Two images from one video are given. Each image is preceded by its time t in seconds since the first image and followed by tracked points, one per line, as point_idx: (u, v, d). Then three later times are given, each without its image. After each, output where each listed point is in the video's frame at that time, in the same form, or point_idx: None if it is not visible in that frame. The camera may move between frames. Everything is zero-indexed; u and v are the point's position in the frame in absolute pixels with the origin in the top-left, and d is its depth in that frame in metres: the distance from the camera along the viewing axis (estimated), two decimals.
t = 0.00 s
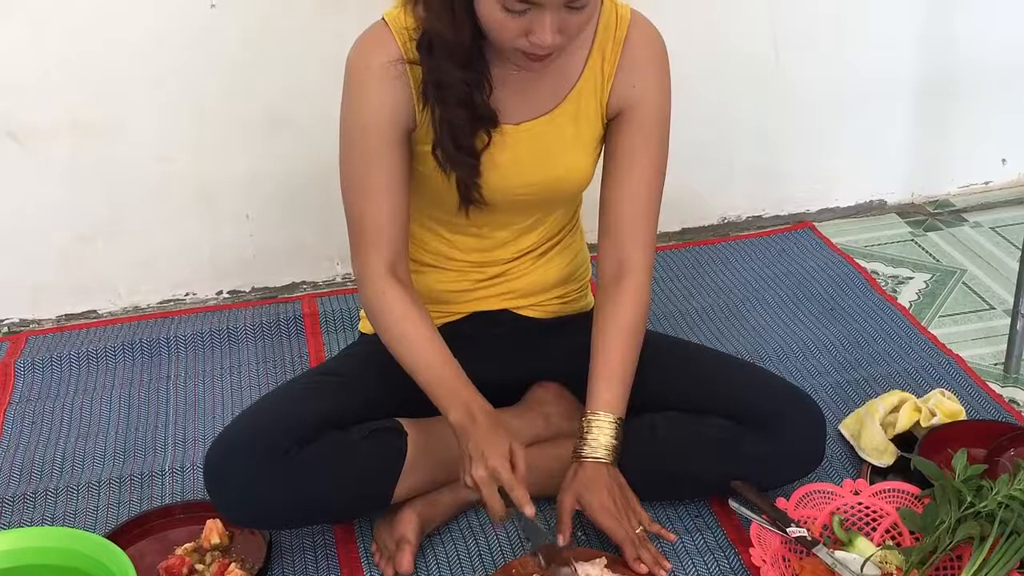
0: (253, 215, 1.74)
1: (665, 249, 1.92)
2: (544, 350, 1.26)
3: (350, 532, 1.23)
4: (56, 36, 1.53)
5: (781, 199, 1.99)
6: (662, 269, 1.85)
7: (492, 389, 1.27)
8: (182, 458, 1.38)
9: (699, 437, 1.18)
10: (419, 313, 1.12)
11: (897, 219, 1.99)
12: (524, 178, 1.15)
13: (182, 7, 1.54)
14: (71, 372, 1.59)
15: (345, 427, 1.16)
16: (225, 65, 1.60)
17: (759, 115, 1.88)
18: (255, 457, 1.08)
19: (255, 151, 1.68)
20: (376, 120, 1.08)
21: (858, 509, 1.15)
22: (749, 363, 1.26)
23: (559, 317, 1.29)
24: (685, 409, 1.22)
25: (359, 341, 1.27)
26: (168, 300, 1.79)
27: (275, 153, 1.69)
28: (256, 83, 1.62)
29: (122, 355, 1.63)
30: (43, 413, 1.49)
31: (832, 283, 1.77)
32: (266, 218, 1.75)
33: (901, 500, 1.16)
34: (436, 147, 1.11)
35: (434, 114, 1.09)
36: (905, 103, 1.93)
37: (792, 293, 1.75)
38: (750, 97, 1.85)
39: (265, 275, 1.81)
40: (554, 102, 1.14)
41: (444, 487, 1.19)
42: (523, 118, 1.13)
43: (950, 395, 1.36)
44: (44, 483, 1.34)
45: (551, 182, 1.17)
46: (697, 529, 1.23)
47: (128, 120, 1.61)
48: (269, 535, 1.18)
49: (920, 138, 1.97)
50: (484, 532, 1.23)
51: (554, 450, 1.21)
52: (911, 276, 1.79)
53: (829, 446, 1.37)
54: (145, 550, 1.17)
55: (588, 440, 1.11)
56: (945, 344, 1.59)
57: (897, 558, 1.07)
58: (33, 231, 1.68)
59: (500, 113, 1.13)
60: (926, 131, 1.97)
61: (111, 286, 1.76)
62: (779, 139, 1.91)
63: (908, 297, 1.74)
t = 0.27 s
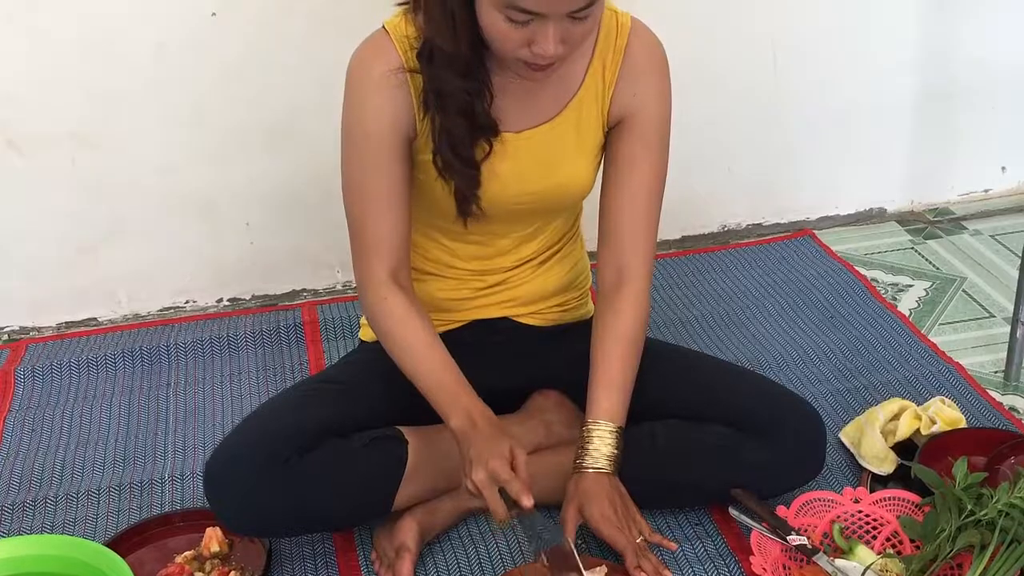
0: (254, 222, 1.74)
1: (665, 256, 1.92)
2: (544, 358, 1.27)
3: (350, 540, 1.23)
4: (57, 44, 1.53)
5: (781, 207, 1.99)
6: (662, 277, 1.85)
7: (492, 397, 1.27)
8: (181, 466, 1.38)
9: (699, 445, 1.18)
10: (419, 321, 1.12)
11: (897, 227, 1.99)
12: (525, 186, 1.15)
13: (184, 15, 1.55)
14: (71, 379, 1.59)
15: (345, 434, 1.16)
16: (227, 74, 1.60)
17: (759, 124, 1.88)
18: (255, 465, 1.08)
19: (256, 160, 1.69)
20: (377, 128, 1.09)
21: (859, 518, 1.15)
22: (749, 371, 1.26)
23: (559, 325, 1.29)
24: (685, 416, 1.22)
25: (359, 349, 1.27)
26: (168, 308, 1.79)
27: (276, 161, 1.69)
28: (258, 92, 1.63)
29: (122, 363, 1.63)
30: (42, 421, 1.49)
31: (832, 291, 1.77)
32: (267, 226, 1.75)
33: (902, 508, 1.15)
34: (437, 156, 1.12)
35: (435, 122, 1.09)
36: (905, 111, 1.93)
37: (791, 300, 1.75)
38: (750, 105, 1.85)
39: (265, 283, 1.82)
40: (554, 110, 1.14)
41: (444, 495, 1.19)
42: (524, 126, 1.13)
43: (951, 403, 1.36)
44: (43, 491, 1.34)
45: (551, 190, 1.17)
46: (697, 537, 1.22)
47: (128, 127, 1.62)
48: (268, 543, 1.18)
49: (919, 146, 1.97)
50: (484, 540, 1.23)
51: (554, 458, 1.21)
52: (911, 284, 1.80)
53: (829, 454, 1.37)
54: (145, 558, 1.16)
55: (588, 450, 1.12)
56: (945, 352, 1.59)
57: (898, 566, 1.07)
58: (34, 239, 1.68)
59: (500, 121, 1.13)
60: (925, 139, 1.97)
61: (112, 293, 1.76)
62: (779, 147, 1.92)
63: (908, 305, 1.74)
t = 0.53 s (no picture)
0: (254, 229, 1.75)
1: (665, 263, 1.93)
2: (545, 365, 1.27)
3: (350, 547, 1.23)
4: (58, 51, 1.53)
5: (781, 214, 1.99)
6: (662, 283, 1.86)
7: (492, 404, 1.27)
8: (181, 473, 1.38)
9: (699, 451, 1.18)
10: (419, 328, 1.12)
11: (897, 234, 2.00)
12: (525, 193, 1.15)
13: (184, 23, 1.55)
14: (71, 387, 1.59)
15: (345, 441, 1.16)
16: (228, 81, 1.61)
17: (759, 131, 1.88)
18: (255, 473, 1.08)
19: (257, 168, 1.69)
20: (377, 136, 1.09)
21: (860, 525, 1.14)
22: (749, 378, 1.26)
23: (559, 331, 1.29)
24: (685, 423, 1.22)
25: (359, 355, 1.27)
26: (168, 315, 1.80)
27: (277, 169, 1.70)
28: (258, 99, 1.63)
29: (123, 370, 1.63)
30: (43, 428, 1.49)
31: (832, 298, 1.77)
32: (267, 233, 1.76)
33: (902, 516, 1.16)
34: (437, 163, 1.12)
35: (435, 130, 1.10)
36: (905, 119, 1.94)
37: (791, 307, 1.75)
38: (749, 113, 1.86)
39: (265, 290, 1.82)
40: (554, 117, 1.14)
41: (445, 502, 1.19)
42: (523, 134, 1.14)
43: (951, 411, 1.36)
44: (43, 498, 1.34)
45: (552, 197, 1.17)
46: (698, 544, 1.22)
47: (129, 134, 1.62)
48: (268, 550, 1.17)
49: (919, 153, 1.98)
50: (484, 547, 1.23)
51: (554, 465, 1.21)
52: (911, 291, 1.80)
53: (829, 461, 1.37)
54: (145, 565, 1.16)
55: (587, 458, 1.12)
56: (945, 359, 1.59)
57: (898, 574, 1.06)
58: (35, 246, 1.68)
59: (501, 128, 1.13)
60: (925, 147, 1.97)
61: (112, 300, 1.76)
62: (779, 154, 1.92)
63: (908, 312, 1.74)
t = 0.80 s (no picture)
0: (255, 235, 1.75)
1: (665, 270, 1.93)
2: (544, 371, 1.27)
3: (350, 554, 1.23)
4: (58, 58, 1.54)
5: (781, 220, 2.00)
6: (663, 290, 1.86)
7: (492, 410, 1.27)
8: (181, 479, 1.38)
9: (699, 457, 1.18)
10: (418, 333, 1.13)
11: (897, 240, 2.00)
12: (525, 199, 1.16)
13: (185, 31, 1.56)
14: (71, 393, 1.59)
15: (345, 448, 1.16)
16: (229, 88, 1.61)
17: (759, 138, 1.89)
18: (254, 479, 1.08)
19: (258, 174, 1.69)
20: (377, 142, 1.09)
21: (861, 531, 1.14)
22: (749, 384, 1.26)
23: (559, 337, 1.29)
24: (685, 429, 1.22)
25: (359, 362, 1.27)
26: (169, 321, 1.80)
27: (277, 176, 1.70)
28: (258, 107, 1.64)
29: (123, 376, 1.63)
30: (43, 434, 1.49)
31: (832, 304, 1.77)
32: (268, 239, 1.76)
33: (902, 522, 1.15)
34: (437, 169, 1.12)
35: (435, 136, 1.10)
36: (905, 125, 1.94)
37: (791, 313, 1.75)
38: (748, 120, 1.86)
39: (266, 296, 1.82)
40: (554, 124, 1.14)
41: (444, 509, 1.18)
42: (523, 140, 1.14)
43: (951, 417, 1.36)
44: (43, 504, 1.34)
45: (551, 203, 1.17)
46: (698, 550, 1.22)
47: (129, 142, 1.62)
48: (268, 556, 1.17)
49: (919, 159, 1.98)
50: (484, 554, 1.22)
51: (554, 471, 1.21)
52: (910, 297, 1.80)
53: (829, 467, 1.37)
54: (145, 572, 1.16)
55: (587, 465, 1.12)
56: (945, 365, 1.59)
57: None
58: (36, 252, 1.68)
59: (501, 134, 1.13)
60: (925, 153, 1.98)
61: (112, 306, 1.76)
62: (779, 161, 1.92)
63: (908, 318, 1.74)
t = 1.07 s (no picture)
0: (255, 240, 1.75)
1: (665, 274, 1.93)
2: (544, 376, 1.27)
3: (350, 559, 1.23)
4: (59, 64, 1.54)
5: (781, 225, 2.00)
6: (663, 295, 1.86)
7: (492, 415, 1.27)
8: (181, 484, 1.38)
9: (699, 462, 1.18)
10: (417, 338, 1.13)
11: (897, 245, 2.00)
12: (524, 204, 1.16)
13: (185, 36, 1.56)
14: (71, 398, 1.59)
15: (344, 452, 1.16)
16: (230, 93, 1.62)
17: (759, 143, 1.89)
18: (254, 484, 1.08)
19: (259, 179, 1.70)
20: (377, 146, 1.09)
21: (861, 537, 1.14)
22: (749, 389, 1.26)
23: (559, 341, 1.29)
24: (685, 434, 1.22)
25: (359, 366, 1.27)
26: (169, 326, 1.80)
27: (278, 181, 1.70)
28: (258, 112, 1.64)
29: (123, 381, 1.63)
30: (43, 439, 1.49)
31: (832, 309, 1.77)
32: (268, 243, 1.76)
33: (902, 527, 1.16)
34: (436, 172, 1.12)
35: (435, 141, 1.10)
36: (904, 130, 1.94)
37: (791, 318, 1.75)
38: (747, 126, 1.87)
39: (266, 301, 1.82)
40: (553, 128, 1.14)
41: (444, 514, 1.18)
42: (522, 144, 1.14)
43: (951, 422, 1.36)
44: (43, 509, 1.34)
45: (551, 208, 1.17)
46: (698, 556, 1.22)
47: (129, 147, 1.63)
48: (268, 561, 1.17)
49: (919, 165, 1.98)
50: (484, 559, 1.22)
51: (554, 476, 1.21)
52: (910, 303, 1.80)
53: (829, 472, 1.37)
54: None
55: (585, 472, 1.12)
56: (945, 370, 1.59)
57: None
58: (37, 257, 1.69)
59: (500, 139, 1.14)
60: (925, 158, 1.98)
61: (113, 311, 1.76)
62: (778, 166, 1.93)
63: (908, 323, 1.74)
